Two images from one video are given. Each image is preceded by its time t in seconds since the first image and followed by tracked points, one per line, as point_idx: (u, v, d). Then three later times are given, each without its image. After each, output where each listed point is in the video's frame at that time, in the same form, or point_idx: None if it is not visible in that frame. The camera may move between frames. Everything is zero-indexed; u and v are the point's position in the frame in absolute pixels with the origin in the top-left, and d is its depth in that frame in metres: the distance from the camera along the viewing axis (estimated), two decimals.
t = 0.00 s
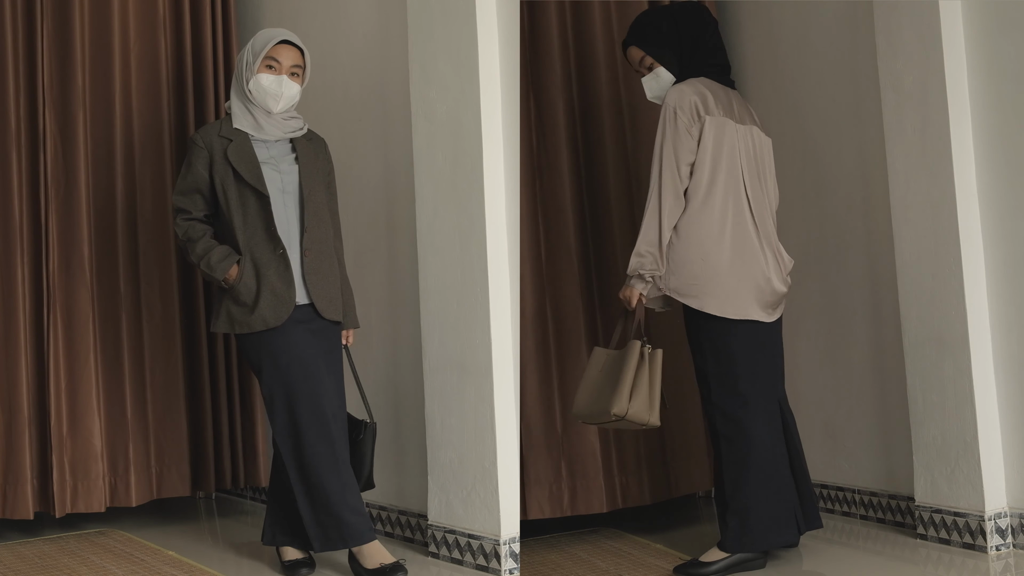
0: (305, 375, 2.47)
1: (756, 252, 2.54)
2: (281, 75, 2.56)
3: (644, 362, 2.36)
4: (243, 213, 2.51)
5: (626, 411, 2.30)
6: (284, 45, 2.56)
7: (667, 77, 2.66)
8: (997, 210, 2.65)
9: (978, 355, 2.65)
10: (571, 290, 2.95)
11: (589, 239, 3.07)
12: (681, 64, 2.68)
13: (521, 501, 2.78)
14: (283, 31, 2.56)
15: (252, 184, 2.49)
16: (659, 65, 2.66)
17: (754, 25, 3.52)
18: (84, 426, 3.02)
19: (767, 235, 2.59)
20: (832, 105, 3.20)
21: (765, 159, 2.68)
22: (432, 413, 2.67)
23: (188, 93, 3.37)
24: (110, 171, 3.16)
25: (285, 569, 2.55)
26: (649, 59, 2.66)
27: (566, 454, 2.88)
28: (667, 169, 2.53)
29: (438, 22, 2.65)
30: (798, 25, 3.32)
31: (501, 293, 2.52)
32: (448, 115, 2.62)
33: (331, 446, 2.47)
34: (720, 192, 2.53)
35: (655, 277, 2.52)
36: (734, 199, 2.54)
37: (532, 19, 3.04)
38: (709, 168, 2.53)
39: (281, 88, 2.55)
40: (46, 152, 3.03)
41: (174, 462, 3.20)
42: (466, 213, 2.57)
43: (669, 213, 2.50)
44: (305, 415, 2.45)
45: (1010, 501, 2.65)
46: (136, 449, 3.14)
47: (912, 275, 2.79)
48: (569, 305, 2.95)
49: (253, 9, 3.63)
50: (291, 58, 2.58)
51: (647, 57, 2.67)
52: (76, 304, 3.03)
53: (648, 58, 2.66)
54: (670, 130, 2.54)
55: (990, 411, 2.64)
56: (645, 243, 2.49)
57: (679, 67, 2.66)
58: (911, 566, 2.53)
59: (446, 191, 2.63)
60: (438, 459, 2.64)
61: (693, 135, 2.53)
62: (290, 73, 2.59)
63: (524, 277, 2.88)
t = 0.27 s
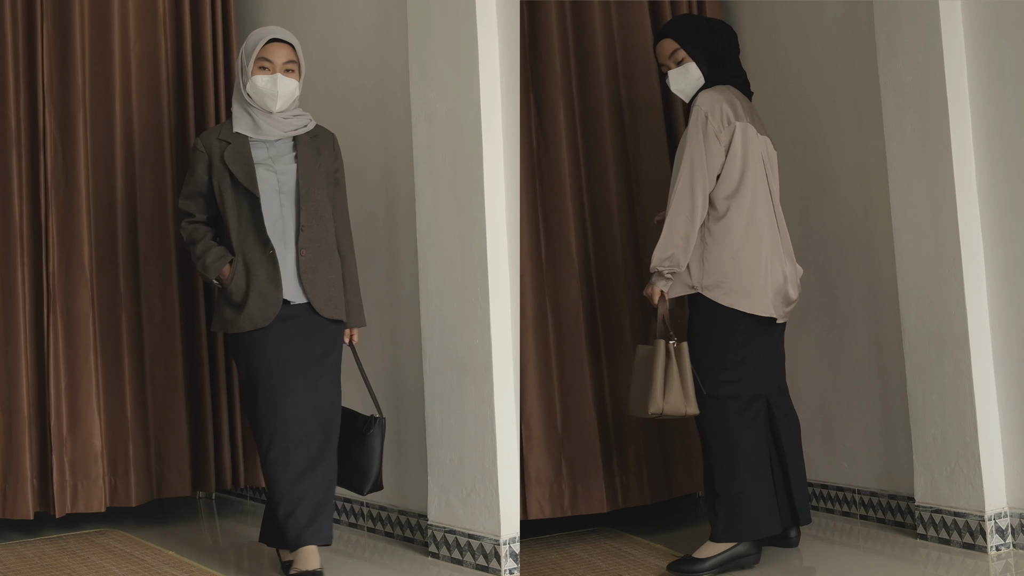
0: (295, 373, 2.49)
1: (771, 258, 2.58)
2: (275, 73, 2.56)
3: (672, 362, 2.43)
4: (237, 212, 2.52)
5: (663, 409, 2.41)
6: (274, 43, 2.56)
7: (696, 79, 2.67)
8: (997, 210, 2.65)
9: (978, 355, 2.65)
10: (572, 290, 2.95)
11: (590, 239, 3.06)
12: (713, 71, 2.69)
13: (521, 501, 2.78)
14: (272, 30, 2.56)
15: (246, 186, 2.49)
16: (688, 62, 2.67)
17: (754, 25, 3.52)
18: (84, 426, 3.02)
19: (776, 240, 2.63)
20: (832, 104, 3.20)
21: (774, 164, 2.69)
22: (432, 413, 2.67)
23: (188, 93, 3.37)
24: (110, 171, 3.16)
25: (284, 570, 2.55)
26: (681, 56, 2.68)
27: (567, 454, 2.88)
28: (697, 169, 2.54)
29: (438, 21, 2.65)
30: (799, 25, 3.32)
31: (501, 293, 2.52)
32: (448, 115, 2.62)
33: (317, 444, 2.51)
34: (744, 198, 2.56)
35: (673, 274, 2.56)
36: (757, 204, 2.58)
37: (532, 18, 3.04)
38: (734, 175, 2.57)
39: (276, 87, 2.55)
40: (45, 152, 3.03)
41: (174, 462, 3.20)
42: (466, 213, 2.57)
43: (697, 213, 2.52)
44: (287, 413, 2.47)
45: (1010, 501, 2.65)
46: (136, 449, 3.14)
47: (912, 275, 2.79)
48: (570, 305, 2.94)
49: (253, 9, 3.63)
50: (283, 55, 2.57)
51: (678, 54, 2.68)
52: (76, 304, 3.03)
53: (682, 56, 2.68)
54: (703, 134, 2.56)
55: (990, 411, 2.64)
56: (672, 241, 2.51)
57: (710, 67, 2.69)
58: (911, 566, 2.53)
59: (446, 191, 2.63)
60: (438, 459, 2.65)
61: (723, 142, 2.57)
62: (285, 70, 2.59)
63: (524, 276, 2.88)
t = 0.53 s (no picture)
0: (270, 371, 2.51)
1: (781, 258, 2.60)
2: (267, 70, 2.58)
3: (690, 362, 2.44)
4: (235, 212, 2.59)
5: (674, 410, 2.40)
6: (262, 40, 2.58)
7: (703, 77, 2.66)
8: (997, 210, 2.65)
9: (978, 355, 2.65)
10: (573, 289, 2.95)
11: (590, 239, 3.06)
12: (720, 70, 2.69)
13: (521, 501, 2.78)
14: (258, 29, 2.59)
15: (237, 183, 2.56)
16: (700, 60, 2.67)
17: (754, 25, 3.52)
18: (84, 426, 3.02)
19: (785, 241, 2.65)
20: (833, 104, 3.20)
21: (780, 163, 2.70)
22: (433, 413, 2.67)
23: (188, 93, 3.37)
24: (110, 171, 3.16)
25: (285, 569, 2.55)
26: (694, 53, 2.68)
27: (566, 454, 2.88)
28: (712, 173, 2.54)
29: (438, 21, 2.65)
30: (799, 24, 3.32)
31: (501, 293, 2.52)
32: (448, 115, 2.62)
33: (292, 440, 2.54)
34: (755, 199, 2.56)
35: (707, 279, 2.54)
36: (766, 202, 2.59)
37: (532, 19, 3.05)
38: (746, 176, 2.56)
39: (268, 83, 2.57)
40: (45, 152, 3.03)
41: (176, 463, 3.19)
42: (466, 213, 2.57)
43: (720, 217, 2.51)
44: (261, 410, 2.49)
45: (1010, 501, 2.65)
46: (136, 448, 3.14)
47: (912, 275, 2.79)
48: (570, 305, 2.94)
49: (254, 9, 3.63)
50: (271, 51, 2.58)
51: (690, 52, 2.69)
52: (76, 303, 3.03)
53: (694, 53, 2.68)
54: (710, 136, 2.56)
55: (990, 410, 2.64)
56: (695, 247, 2.51)
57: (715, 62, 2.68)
58: (912, 566, 2.53)
59: (446, 190, 2.63)
60: (438, 458, 2.64)
61: (729, 144, 2.56)
62: (278, 65, 2.60)
63: (524, 276, 2.88)
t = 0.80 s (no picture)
0: (261, 373, 2.54)
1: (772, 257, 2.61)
2: (265, 67, 2.56)
3: (703, 370, 2.40)
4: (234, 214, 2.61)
5: (691, 417, 2.35)
6: (262, 38, 2.57)
7: (691, 86, 2.74)
8: (997, 210, 2.65)
9: (978, 355, 2.65)
10: (573, 289, 2.95)
11: (589, 239, 3.06)
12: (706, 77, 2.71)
13: (521, 501, 2.78)
14: (257, 28, 2.58)
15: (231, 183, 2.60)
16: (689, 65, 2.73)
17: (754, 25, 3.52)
18: (84, 426, 3.02)
19: (780, 238, 2.64)
20: (833, 104, 3.20)
21: (773, 163, 2.71)
22: (433, 412, 2.67)
23: (188, 92, 3.37)
24: (110, 171, 3.16)
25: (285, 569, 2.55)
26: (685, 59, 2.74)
27: (566, 454, 2.88)
28: (702, 180, 2.55)
29: (438, 21, 2.65)
30: (799, 24, 3.32)
31: (501, 293, 2.52)
32: (448, 115, 2.62)
33: (296, 443, 2.56)
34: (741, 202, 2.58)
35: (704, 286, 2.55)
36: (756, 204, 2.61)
37: (532, 19, 3.04)
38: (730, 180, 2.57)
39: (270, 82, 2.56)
40: (45, 152, 3.03)
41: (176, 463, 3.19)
42: (466, 213, 2.57)
43: (710, 223, 2.52)
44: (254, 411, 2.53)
45: (1010, 501, 2.65)
46: (136, 448, 3.14)
47: (911, 275, 2.79)
48: (571, 305, 2.94)
49: (253, 9, 3.63)
50: (270, 48, 2.57)
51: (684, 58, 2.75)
52: (76, 302, 3.03)
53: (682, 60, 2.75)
54: (696, 145, 2.57)
55: (990, 410, 2.64)
56: (688, 255, 2.52)
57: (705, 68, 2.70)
58: (912, 566, 2.53)
59: (446, 190, 2.63)
60: (438, 458, 2.65)
61: (715, 151, 2.56)
62: (276, 62, 2.59)
63: (524, 275, 2.88)
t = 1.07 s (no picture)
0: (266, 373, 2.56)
1: (767, 255, 2.61)
2: (262, 69, 2.58)
3: (701, 371, 2.41)
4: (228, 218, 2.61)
5: (690, 417, 2.36)
6: (261, 39, 2.58)
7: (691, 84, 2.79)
8: (997, 210, 2.65)
9: (978, 355, 2.64)
10: (573, 289, 2.94)
11: (589, 239, 3.06)
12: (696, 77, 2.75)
13: (521, 501, 2.78)
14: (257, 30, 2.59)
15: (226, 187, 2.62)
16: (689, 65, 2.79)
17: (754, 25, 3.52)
18: (84, 426, 3.01)
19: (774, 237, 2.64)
20: (833, 104, 3.20)
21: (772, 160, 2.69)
22: (433, 412, 2.67)
23: (188, 93, 3.38)
24: (110, 171, 3.16)
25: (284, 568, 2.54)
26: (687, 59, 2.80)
27: (566, 454, 2.88)
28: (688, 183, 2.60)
29: (439, 21, 2.65)
30: (799, 24, 3.32)
31: (501, 294, 2.52)
32: (448, 115, 2.62)
33: (303, 443, 2.58)
34: (731, 201, 2.59)
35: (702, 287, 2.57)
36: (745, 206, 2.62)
37: (532, 19, 3.04)
38: (719, 179, 2.58)
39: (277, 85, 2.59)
40: (45, 152, 3.03)
41: (175, 463, 3.20)
42: (466, 213, 2.57)
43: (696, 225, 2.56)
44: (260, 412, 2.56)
45: (1010, 501, 2.65)
46: (135, 448, 3.14)
47: (911, 275, 2.79)
48: (571, 305, 2.94)
49: (253, 9, 3.63)
50: (268, 51, 2.58)
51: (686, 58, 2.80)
52: (76, 302, 3.03)
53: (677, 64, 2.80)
54: (679, 146, 2.61)
55: (990, 410, 2.64)
56: (682, 255, 2.55)
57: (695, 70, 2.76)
58: (912, 566, 2.53)
59: (446, 190, 2.63)
60: (438, 458, 2.64)
61: (698, 150, 2.59)
62: (273, 66, 2.60)
63: (524, 275, 2.88)
